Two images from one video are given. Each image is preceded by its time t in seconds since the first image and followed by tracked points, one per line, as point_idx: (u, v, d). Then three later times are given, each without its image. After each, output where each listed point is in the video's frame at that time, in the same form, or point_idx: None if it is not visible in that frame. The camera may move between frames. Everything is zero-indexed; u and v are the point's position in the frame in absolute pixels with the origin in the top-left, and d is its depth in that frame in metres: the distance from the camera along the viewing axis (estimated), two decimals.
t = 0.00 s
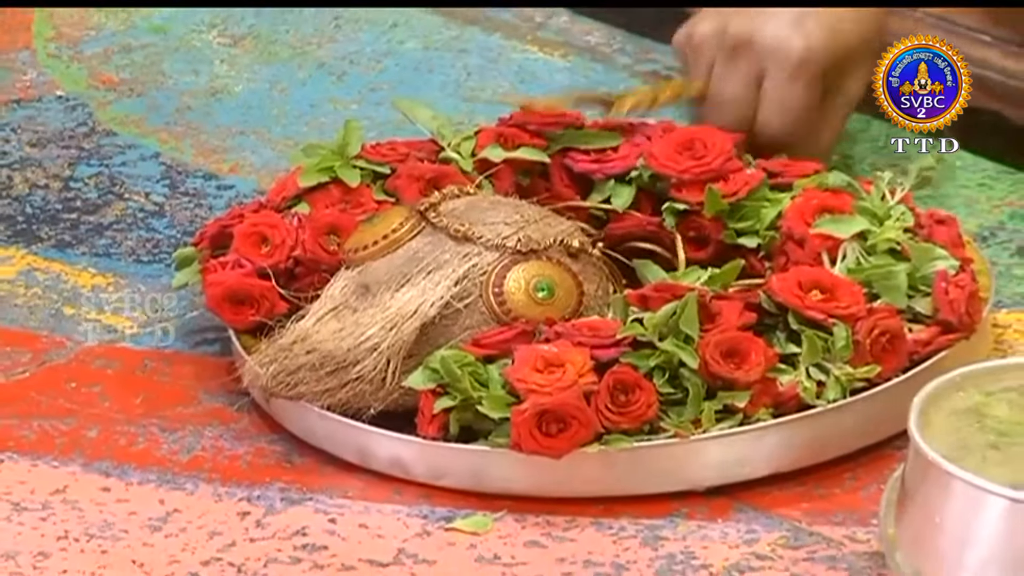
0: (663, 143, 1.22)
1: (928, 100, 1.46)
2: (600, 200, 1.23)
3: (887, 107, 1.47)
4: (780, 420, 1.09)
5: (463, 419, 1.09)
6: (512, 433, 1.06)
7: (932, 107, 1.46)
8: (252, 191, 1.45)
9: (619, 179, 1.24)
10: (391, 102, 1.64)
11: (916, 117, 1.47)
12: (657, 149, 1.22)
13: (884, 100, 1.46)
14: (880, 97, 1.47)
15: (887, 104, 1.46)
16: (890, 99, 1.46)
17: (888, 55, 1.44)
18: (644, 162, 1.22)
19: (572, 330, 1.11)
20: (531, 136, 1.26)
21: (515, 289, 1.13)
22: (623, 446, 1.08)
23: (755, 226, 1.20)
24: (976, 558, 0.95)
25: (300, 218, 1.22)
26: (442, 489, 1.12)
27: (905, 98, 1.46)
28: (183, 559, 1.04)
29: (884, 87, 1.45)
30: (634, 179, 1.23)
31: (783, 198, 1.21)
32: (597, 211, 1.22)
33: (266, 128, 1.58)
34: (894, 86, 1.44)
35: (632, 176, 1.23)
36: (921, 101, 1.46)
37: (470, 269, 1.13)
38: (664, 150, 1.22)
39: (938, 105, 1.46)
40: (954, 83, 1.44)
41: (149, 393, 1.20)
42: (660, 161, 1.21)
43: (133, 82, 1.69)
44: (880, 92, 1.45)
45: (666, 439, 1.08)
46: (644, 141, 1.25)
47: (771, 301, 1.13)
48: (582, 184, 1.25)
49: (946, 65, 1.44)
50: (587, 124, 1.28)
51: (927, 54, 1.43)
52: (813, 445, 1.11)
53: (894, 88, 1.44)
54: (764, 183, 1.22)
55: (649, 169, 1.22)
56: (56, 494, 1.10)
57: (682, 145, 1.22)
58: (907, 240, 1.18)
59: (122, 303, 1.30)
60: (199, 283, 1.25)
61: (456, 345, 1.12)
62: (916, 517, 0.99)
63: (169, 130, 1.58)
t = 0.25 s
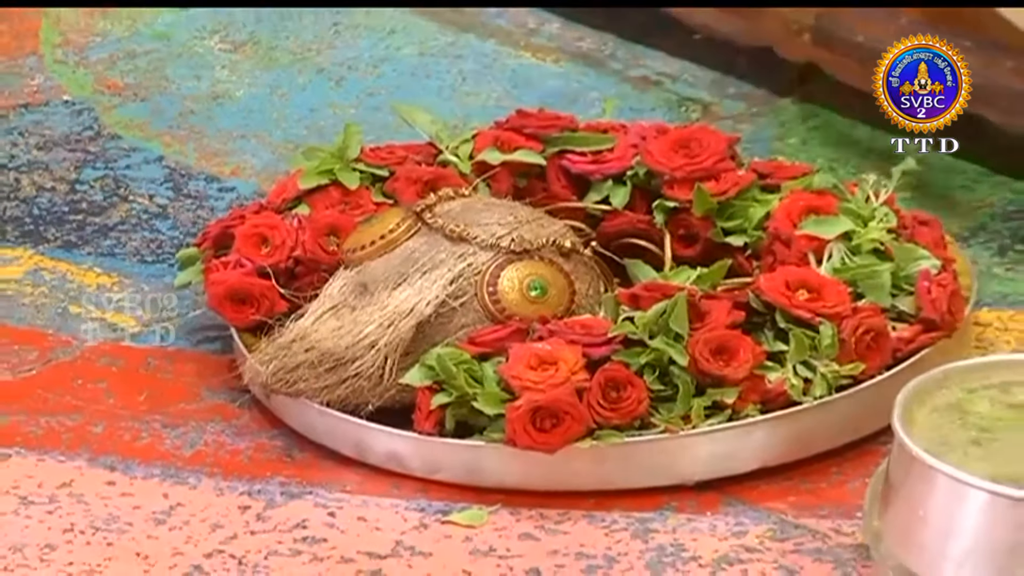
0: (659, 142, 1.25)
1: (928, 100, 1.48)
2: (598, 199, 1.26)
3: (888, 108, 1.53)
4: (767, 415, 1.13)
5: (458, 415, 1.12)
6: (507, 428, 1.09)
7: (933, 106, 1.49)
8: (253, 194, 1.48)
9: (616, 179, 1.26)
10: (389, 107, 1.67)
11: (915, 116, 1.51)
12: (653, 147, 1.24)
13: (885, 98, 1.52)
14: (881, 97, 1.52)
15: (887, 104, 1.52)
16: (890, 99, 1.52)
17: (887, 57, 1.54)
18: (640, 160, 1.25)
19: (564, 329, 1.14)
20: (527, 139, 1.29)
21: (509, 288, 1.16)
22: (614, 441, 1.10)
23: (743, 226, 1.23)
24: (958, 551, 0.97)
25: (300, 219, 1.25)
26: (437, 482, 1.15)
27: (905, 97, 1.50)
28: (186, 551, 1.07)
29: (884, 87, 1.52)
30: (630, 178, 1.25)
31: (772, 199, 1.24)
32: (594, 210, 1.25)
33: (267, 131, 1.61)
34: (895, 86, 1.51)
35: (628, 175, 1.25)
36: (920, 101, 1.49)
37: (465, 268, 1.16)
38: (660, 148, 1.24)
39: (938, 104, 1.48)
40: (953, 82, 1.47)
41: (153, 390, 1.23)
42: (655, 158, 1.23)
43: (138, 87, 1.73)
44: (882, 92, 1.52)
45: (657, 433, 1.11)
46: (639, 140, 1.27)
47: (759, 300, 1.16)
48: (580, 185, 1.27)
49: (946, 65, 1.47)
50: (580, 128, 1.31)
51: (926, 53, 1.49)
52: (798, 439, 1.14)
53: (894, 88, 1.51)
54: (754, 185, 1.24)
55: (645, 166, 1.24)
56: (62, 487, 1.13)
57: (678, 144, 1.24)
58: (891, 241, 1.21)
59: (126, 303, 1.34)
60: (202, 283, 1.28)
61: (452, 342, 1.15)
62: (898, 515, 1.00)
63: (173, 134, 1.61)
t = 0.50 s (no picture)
0: (653, 145, 1.28)
1: (928, 100, 1.48)
2: (592, 201, 1.28)
3: (888, 108, 1.52)
4: (757, 412, 1.15)
5: (456, 412, 1.15)
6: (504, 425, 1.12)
7: (932, 107, 1.48)
8: (256, 196, 1.51)
9: (610, 181, 1.28)
10: (388, 111, 1.70)
11: (915, 117, 1.50)
12: (647, 150, 1.27)
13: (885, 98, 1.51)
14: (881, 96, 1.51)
15: (887, 105, 1.51)
16: (890, 99, 1.51)
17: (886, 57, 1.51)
18: (634, 163, 1.27)
19: (560, 328, 1.17)
20: (523, 143, 1.32)
21: (506, 288, 1.19)
22: (608, 436, 1.14)
23: (734, 226, 1.25)
24: (944, 544, 0.98)
25: (302, 220, 1.27)
26: (436, 478, 1.17)
27: (905, 98, 1.50)
28: (190, 545, 1.10)
29: (884, 87, 1.50)
30: (624, 180, 1.28)
31: (762, 201, 1.27)
32: (589, 212, 1.28)
33: (269, 135, 1.64)
34: (895, 86, 1.49)
35: (623, 177, 1.28)
36: (920, 102, 1.49)
37: (463, 268, 1.19)
38: (653, 151, 1.27)
39: (939, 105, 1.47)
40: (953, 83, 1.45)
41: (158, 387, 1.26)
42: (648, 161, 1.26)
43: (144, 91, 1.75)
44: (881, 92, 1.51)
45: (650, 430, 1.14)
46: (633, 143, 1.30)
47: (749, 300, 1.19)
48: (576, 188, 1.30)
49: (947, 65, 1.45)
50: (576, 131, 1.34)
51: (925, 53, 1.46)
52: (788, 436, 1.17)
53: (893, 88, 1.50)
54: (745, 187, 1.27)
55: (639, 168, 1.27)
56: (70, 483, 1.16)
57: (671, 148, 1.27)
58: (879, 242, 1.24)
59: (131, 302, 1.36)
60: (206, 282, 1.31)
61: (450, 341, 1.18)
62: (887, 507, 1.02)
63: (177, 137, 1.64)
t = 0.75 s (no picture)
0: (646, 148, 1.30)
1: (928, 100, 1.49)
2: (587, 202, 1.31)
3: (889, 107, 1.54)
4: (748, 410, 1.18)
5: (454, 409, 1.18)
6: (500, 422, 1.15)
7: (932, 107, 1.50)
8: (258, 198, 1.54)
9: (605, 183, 1.31)
10: (388, 115, 1.73)
11: (915, 117, 1.52)
12: (641, 153, 1.30)
13: (885, 99, 1.53)
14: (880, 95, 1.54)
15: (888, 104, 1.53)
16: (891, 98, 1.52)
17: (885, 58, 1.55)
18: (628, 165, 1.30)
19: (555, 327, 1.20)
20: (520, 146, 1.34)
21: (502, 288, 1.22)
22: (603, 433, 1.17)
23: (726, 228, 1.28)
24: (932, 538, 1.02)
25: (303, 221, 1.30)
26: (434, 473, 1.20)
27: (904, 98, 1.51)
28: (194, 539, 1.13)
29: (884, 87, 1.53)
30: (618, 182, 1.31)
31: (753, 203, 1.29)
32: (584, 214, 1.31)
33: (272, 138, 1.67)
34: (895, 86, 1.52)
35: (617, 180, 1.30)
36: (920, 102, 1.50)
37: (461, 269, 1.22)
38: (647, 154, 1.30)
39: (938, 104, 1.49)
40: (953, 82, 1.48)
41: (162, 385, 1.29)
42: (642, 163, 1.29)
43: (149, 96, 1.78)
44: (882, 91, 1.53)
45: (644, 427, 1.17)
46: (627, 147, 1.33)
47: (741, 300, 1.21)
48: (572, 190, 1.32)
49: (947, 64, 1.47)
50: (571, 135, 1.36)
51: (926, 52, 1.48)
52: (778, 432, 1.20)
53: (893, 87, 1.52)
54: (737, 189, 1.30)
55: (633, 170, 1.30)
56: (76, 478, 1.19)
57: (664, 151, 1.30)
58: (868, 243, 1.26)
59: (137, 302, 1.39)
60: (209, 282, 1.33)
61: (448, 340, 1.20)
62: (878, 500, 1.06)
63: (181, 140, 1.66)
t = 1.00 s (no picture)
0: (640, 151, 1.33)
1: (928, 100, 1.46)
2: (581, 204, 1.34)
3: (889, 108, 1.50)
4: (738, 406, 1.21)
5: (451, 406, 1.20)
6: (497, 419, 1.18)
7: (932, 107, 1.46)
8: (260, 199, 1.57)
9: (599, 185, 1.34)
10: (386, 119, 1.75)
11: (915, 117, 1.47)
12: (634, 156, 1.33)
13: (886, 100, 1.49)
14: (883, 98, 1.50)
15: (888, 104, 1.49)
16: (892, 98, 1.49)
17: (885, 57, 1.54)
18: (622, 168, 1.33)
19: (550, 326, 1.22)
20: (516, 148, 1.37)
21: (498, 288, 1.24)
22: (596, 429, 1.19)
23: (717, 228, 1.31)
24: (917, 531, 1.06)
25: (304, 223, 1.32)
26: (432, 469, 1.23)
27: (905, 99, 1.47)
28: (197, 533, 1.16)
29: (885, 87, 1.50)
30: (612, 184, 1.33)
31: (744, 204, 1.32)
32: (578, 215, 1.33)
33: (273, 141, 1.70)
34: (896, 86, 1.48)
35: (610, 182, 1.33)
36: (920, 102, 1.46)
37: (458, 269, 1.24)
38: (640, 156, 1.33)
39: (938, 105, 1.45)
40: (953, 82, 1.44)
41: (166, 383, 1.32)
42: (635, 166, 1.32)
43: (153, 100, 1.81)
44: (882, 92, 1.50)
45: (637, 423, 1.20)
46: (620, 149, 1.36)
47: (731, 299, 1.24)
48: (566, 192, 1.35)
49: (946, 64, 1.44)
50: (565, 138, 1.39)
51: (926, 53, 1.45)
52: (768, 429, 1.23)
53: (894, 88, 1.48)
54: (727, 191, 1.33)
55: (626, 172, 1.33)
56: (82, 474, 1.21)
57: (657, 153, 1.33)
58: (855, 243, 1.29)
59: (141, 302, 1.42)
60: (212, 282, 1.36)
61: (445, 338, 1.23)
62: (865, 494, 1.10)
63: (184, 144, 1.69)
